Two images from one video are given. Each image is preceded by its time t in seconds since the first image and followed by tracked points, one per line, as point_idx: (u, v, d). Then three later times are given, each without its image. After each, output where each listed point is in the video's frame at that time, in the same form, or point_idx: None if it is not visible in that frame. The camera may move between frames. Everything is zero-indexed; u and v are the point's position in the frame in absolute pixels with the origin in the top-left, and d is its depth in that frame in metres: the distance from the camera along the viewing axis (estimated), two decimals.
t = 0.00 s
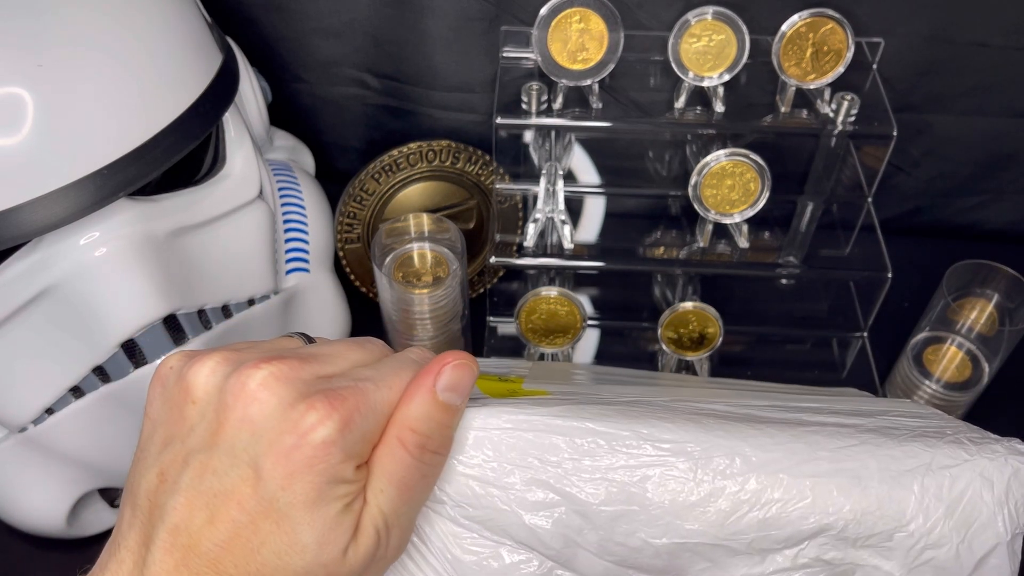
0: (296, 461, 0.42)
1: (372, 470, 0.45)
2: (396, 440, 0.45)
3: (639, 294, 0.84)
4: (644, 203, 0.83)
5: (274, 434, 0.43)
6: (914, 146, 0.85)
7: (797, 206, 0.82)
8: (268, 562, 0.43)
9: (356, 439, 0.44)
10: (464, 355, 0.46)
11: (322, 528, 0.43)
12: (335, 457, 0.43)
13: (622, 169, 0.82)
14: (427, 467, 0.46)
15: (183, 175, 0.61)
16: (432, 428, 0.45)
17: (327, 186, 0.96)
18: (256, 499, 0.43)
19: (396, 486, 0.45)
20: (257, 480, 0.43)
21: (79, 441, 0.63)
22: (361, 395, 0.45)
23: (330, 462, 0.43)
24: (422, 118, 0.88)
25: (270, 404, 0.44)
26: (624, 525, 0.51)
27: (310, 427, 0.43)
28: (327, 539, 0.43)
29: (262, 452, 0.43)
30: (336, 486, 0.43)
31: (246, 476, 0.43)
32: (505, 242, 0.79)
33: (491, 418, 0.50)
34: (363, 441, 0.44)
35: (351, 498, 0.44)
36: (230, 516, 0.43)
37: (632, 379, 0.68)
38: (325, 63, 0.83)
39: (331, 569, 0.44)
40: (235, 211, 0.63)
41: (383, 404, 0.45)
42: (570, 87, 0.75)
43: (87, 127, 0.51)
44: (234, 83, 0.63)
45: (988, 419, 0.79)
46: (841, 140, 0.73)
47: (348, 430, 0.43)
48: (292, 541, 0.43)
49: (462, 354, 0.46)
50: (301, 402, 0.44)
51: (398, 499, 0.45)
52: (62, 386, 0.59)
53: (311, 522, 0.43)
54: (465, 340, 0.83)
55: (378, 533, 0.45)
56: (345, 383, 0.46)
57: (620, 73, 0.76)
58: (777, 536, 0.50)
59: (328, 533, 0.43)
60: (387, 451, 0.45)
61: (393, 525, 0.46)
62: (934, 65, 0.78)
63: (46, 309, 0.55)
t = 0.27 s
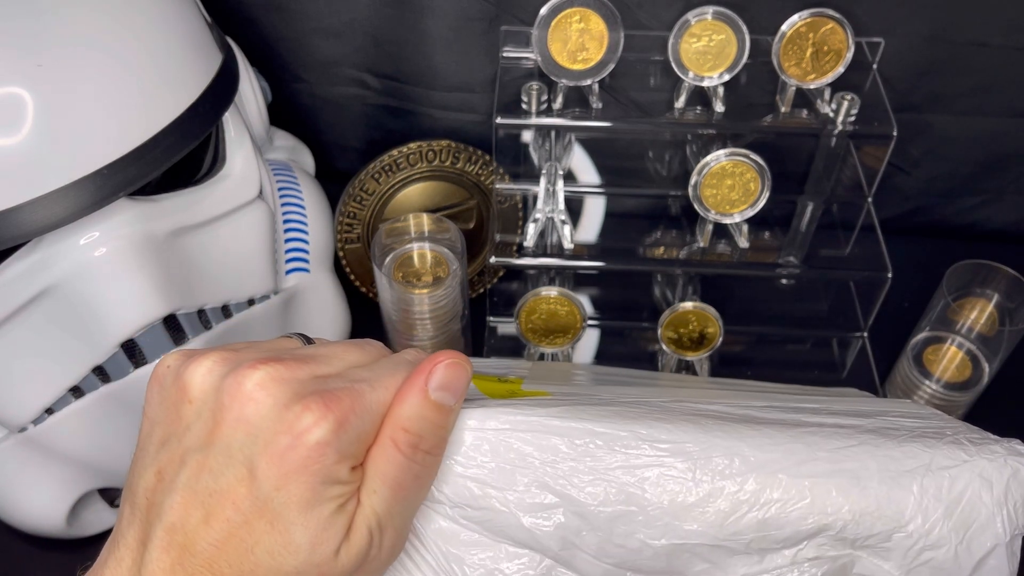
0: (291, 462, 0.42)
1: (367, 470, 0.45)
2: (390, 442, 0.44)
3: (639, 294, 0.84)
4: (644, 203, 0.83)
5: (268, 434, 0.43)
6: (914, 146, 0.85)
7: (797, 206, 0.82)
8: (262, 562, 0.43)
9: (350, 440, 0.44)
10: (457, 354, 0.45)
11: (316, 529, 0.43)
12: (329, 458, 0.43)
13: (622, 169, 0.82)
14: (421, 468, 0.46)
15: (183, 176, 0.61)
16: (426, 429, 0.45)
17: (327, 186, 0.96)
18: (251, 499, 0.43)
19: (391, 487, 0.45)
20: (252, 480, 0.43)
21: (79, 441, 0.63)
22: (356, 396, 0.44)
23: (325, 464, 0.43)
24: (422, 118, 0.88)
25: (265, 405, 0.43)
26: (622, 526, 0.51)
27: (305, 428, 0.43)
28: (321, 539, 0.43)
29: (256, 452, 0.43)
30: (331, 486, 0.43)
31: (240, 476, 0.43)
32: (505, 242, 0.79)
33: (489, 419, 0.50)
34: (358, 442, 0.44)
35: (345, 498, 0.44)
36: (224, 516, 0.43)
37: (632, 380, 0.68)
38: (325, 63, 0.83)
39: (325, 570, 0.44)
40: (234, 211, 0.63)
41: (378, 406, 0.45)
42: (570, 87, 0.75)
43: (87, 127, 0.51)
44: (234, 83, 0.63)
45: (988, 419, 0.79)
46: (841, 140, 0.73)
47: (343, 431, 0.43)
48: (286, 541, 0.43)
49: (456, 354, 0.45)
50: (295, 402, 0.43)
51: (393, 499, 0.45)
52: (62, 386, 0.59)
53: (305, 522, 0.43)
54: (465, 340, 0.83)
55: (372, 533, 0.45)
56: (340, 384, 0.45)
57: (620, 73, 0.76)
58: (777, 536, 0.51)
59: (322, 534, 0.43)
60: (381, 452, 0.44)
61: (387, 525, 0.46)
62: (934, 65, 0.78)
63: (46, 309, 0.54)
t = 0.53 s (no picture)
0: (294, 474, 0.42)
1: (370, 480, 0.45)
2: (394, 452, 0.44)
3: (639, 294, 0.84)
4: (643, 203, 0.83)
5: (271, 446, 0.43)
6: (914, 146, 0.85)
7: (797, 206, 0.82)
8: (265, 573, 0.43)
9: (354, 452, 0.43)
10: (459, 363, 0.45)
11: (320, 540, 0.43)
12: (332, 470, 0.43)
13: (622, 169, 0.82)
14: (425, 477, 0.46)
15: (183, 176, 0.61)
16: (430, 438, 0.44)
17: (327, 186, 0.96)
18: (253, 510, 0.43)
19: (395, 497, 0.45)
20: (255, 491, 0.43)
21: (79, 442, 0.63)
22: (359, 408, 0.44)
23: (328, 475, 0.43)
24: (422, 118, 0.88)
25: (268, 416, 0.43)
26: (630, 531, 0.51)
27: (308, 440, 0.42)
28: (325, 551, 0.43)
29: (259, 464, 0.43)
30: (334, 497, 0.43)
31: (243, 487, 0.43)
32: (504, 242, 0.79)
33: (495, 424, 0.50)
34: (361, 453, 0.44)
35: (348, 510, 0.44)
36: (227, 527, 0.43)
37: (633, 380, 0.68)
38: (325, 63, 0.83)
39: None
40: (235, 211, 0.63)
41: (381, 416, 0.45)
42: (570, 86, 0.75)
43: (87, 127, 0.51)
44: (234, 83, 0.63)
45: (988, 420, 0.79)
46: (841, 140, 0.73)
47: (346, 443, 0.43)
48: (290, 553, 0.43)
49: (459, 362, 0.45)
50: (298, 414, 0.43)
51: (397, 509, 0.45)
52: (62, 386, 0.59)
53: (309, 533, 0.43)
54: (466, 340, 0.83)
55: (377, 543, 0.45)
56: (343, 395, 0.45)
57: (620, 73, 0.76)
58: (785, 540, 0.50)
59: (325, 545, 0.43)
60: (385, 462, 0.44)
61: (392, 535, 0.46)
62: (934, 65, 0.78)
63: (46, 309, 0.55)
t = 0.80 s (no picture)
0: (281, 478, 0.42)
1: (359, 484, 0.44)
2: (382, 454, 0.44)
3: (639, 294, 0.84)
4: (643, 203, 0.83)
5: (258, 451, 0.43)
6: (914, 146, 0.86)
7: (796, 206, 0.82)
8: None
9: (341, 455, 0.43)
10: (446, 363, 0.45)
11: (311, 543, 0.43)
12: (320, 473, 0.42)
13: (622, 169, 0.82)
14: (414, 478, 0.45)
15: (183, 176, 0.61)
16: (418, 440, 0.44)
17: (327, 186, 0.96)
18: (241, 515, 0.42)
19: (384, 498, 0.44)
20: (243, 496, 0.42)
21: (80, 442, 0.63)
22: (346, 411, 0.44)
23: (316, 479, 0.42)
24: (422, 118, 0.88)
25: (255, 421, 0.43)
26: (618, 531, 0.51)
27: (294, 444, 0.42)
28: (315, 555, 0.43)
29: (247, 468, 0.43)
30: (323, 501, 0.43)
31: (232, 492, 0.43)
32: (504, 242, 0.79)
33: (483, 426, 0.50)
34: (349, 456, 0.44)
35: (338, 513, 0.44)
36: (216, 532, 0.42)
37: (629, 378, 0.68)
38: (325, 63, 0.83)
39: None
40: (235, 211, 0.63)
41: (369, 418, 0.45)
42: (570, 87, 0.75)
43: (87, 127, 0.51)
44: (234, 83, 0.63)
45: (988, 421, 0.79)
46: (841, 140, 0.73)
47: (333, 446, 0.43)
48: (280, 557, 0.42)
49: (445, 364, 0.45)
50: (285, 418, 0.43)
51: (386, 510, 0.45)
52: (62, 386, 0.59)
53: (298, 537, 0.42)
54: (466, 340, 0.83)
55: (367, 545, 0.45)
56: (330, 398, 0.45)
57: (620, 73, 0.76)
58: (772, 539, 0.51)
59: (316, 548, 0.43)
60: (373, 464, 0.44)
61: (382, 536, 0.45)
62: (933, 65, 0.78)
63: (46, 309, 0.55)
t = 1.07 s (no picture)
0: (286, 481, 0.41)
1: (366, 489, 0.43)
2: (388, 460, 0.42)
3: (639, 294, 0.85)
4: (643, 203, 0.83)
5: (264, 452, 0.42)
6: (914, 146, 0.86)
7: (796, 206, 0.82)
8: None
9: (347, 459, 0.42)
10: (455, 368, 0.43)
11: (315, 548, 0.41)
12: (326, 477, 0.41)
13: (622, 169, 0.82)
14: (422, 486, 0.44)
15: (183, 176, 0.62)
16: (426, 447, 0.42)
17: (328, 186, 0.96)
18: (246, 518, 0.41)
19: (390, 505, 0.43)
20: (247, 498, 0.41)
21: (79, 442, 0.63)
22: (353, 414, 0.43)
23: (320, 483, 0.41)
24: (422, 118, 0.88)
25: (262, 423, 0.42)
26: (622, 552, 0.47)
27: (300, 447, 0.41)
28: (318, 560, 0.41)
29: (253, 470, 0.42)
30: (328, 505, 0.42)
31: (237, 494, 0.42)
32: (504, 242, 0.79)
33: (490, 439, 0.46)
34: (355, 461, 0.42)
35: (343, 518, 0.42)
36: (220, 534, 0.41)
37: (636, 386, 0.66)
38: (326, 63, 0.83)
39: None
40: (235, 211, 0.63)
41: (376, 423, 0.43)
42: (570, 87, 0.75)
43: (87, 127, 0.52)
44: (235, 83, 0.63)
45: (988, 421, 0.79)
46: (841, 140, 0.73)
47: (339, 451, 0.42)
48: (283, 561, 0.41)
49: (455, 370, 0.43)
50: (291, 420, 0.42)
51: (392, 517, 0.43)
52: (62, 386, 0.59)
53: (302, 541, 0.41)
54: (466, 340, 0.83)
55: (372, 550, 0.43)
56: (337, 401, 0.44)
57: (620, 73, 0.76)
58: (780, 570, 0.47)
59: (320, 553, 0.42)
60: (378, 469, 0.42)
61: (387, 543, 0.44)
62: (933, 65, 0.78)
63: (46, 310, 0.55)
